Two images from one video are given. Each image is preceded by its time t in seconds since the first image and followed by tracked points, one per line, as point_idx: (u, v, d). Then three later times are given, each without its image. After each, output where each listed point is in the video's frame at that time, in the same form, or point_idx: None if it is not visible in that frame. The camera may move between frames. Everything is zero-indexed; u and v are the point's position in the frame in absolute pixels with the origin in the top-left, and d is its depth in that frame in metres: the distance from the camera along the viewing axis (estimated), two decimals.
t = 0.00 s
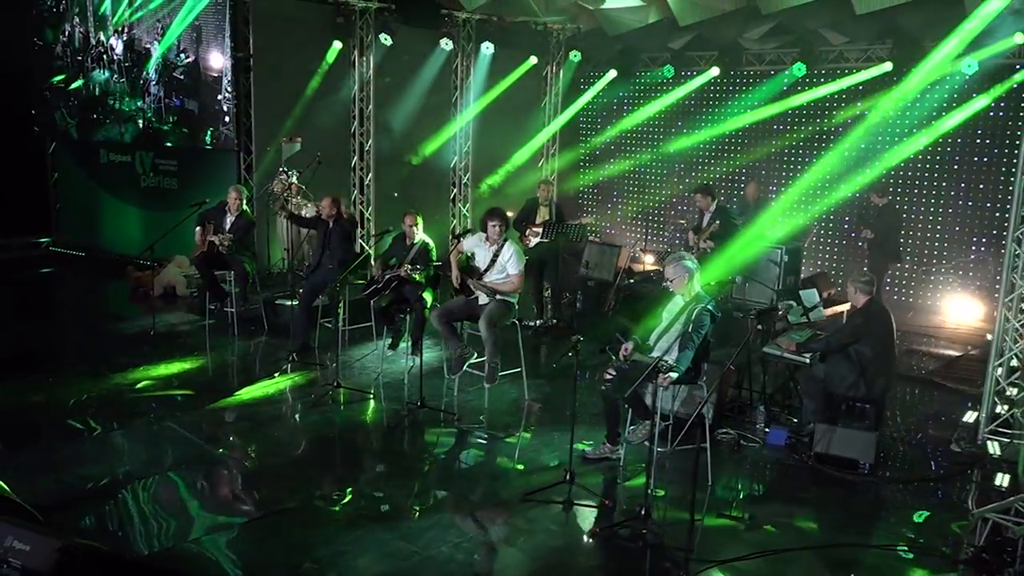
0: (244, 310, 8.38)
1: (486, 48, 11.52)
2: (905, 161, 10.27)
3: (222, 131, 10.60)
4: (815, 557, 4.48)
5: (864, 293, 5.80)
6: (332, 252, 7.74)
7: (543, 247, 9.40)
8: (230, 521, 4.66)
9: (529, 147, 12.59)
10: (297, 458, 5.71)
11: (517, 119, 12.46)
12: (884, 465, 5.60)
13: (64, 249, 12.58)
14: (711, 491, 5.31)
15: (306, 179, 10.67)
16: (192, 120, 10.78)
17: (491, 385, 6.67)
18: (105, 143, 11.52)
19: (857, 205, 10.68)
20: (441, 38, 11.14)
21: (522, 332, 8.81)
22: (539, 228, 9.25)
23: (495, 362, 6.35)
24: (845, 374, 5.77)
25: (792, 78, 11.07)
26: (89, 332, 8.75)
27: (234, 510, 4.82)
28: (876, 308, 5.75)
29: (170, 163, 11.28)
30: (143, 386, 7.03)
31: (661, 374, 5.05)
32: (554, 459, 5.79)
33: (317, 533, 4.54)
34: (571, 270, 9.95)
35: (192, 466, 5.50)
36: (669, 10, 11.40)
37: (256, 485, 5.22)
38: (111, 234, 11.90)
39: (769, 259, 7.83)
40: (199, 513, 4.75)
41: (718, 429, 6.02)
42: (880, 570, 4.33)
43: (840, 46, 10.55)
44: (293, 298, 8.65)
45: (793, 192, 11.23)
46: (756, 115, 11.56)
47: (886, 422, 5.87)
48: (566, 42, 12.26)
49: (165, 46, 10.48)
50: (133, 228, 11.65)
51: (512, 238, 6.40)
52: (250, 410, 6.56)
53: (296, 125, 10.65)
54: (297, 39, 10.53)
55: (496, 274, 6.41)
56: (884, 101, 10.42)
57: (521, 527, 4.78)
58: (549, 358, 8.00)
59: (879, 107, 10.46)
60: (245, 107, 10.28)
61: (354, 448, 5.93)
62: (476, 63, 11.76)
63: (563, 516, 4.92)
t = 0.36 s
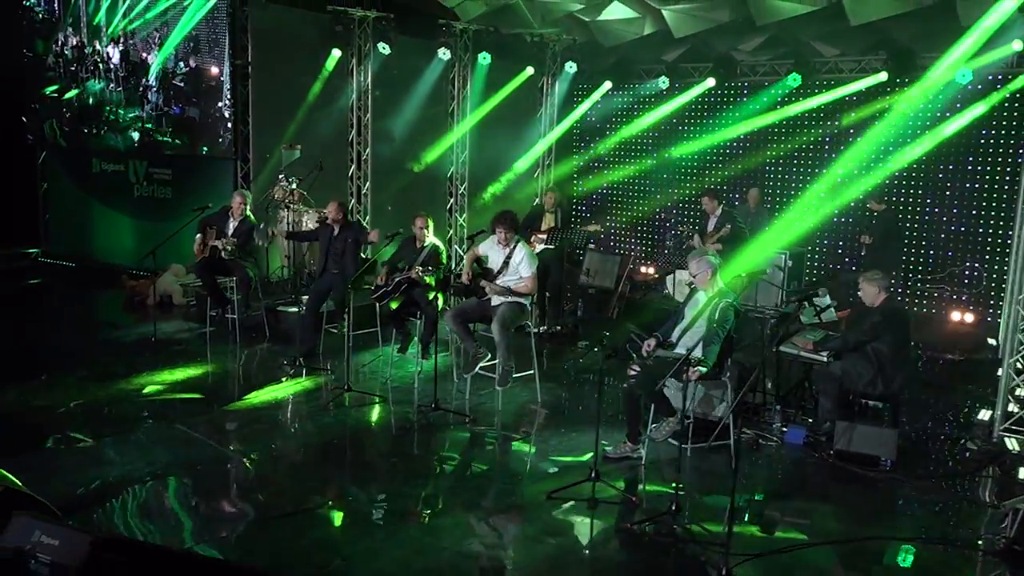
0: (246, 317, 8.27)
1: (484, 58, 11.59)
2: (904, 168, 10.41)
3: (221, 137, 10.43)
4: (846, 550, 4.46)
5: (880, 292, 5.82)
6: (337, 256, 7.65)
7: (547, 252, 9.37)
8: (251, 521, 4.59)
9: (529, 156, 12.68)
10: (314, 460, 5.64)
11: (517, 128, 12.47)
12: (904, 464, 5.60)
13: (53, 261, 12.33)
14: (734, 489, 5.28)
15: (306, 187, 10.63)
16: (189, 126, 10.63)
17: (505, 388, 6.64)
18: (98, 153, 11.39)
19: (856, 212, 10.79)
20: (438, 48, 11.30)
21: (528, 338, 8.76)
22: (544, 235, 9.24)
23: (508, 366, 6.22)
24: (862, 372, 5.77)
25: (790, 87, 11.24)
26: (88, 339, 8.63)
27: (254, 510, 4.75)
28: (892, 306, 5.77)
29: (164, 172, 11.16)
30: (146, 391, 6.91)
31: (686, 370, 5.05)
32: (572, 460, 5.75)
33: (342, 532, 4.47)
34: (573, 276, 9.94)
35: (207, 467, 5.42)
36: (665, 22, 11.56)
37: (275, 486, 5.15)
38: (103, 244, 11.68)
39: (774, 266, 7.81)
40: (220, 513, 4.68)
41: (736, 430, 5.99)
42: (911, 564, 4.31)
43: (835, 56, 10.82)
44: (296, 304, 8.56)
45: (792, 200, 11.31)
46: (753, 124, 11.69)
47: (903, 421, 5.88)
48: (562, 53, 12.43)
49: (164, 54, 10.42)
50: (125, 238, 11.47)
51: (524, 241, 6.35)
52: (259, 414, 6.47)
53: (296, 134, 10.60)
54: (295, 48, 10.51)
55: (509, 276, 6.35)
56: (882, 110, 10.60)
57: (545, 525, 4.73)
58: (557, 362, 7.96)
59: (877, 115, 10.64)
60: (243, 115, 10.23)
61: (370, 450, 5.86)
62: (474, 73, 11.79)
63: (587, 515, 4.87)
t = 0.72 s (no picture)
0: (251, 320, 8.19)
1: (482, 66, 11.62)
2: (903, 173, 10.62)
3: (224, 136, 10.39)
4: (879, 541, 4.47)
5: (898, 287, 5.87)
6: (347, 258, 7.59)
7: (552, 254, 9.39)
8: (283, 517, 4.56)
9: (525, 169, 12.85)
10: (336, 458, 5.60)
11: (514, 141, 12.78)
12: (924, 458, 5.64)
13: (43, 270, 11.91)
14: (760, 482, 5.30)
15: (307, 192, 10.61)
16: (192, 133, 10.67)
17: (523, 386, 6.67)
18: (95, 157, 11.08)
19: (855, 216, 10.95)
20: (437, 55, 11.37)
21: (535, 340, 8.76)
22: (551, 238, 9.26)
23: (526, 364, 6.26)
24: (881, 367, 5.81)
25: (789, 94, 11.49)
26: (91, 343, 8.54)
27: (284, 506, 4.71)
28: (911, 301, 5.81)
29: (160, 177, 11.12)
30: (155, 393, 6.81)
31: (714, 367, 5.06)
32: (595, 456, 5.73)
33: (375, 530, 4.45)
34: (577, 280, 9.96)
35: (229, 464, 5.38)
36: (661, 32, 11.72)
37: (301, 483, 5.11)
38: (94, 251, 11.33)
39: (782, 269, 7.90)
40: (249, 509, 4.64)
41: (755, 424, 6.02)
42: (947, 551, 4.35)
43: (827, 66, 11.14)
44: (302, 307, 8.50)
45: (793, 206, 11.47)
46: (754, 132, 11.91)
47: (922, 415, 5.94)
48: (559, 62, 12.60)
49: (166, 59, 10.41)
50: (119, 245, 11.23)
51: (544, 240, 6.34)
52: (273, 414, 6.40)
53: (298, 140, 10.59)
54: (297, 52, 10.49)
55: (525, 276, 6.34)
56: (880, 117, 10.83)
57: (575, 519, 4.71)
58: (569, 363, 7.95)
59: (876, 122, 10.86)
60: (243, 121, 10.19)
61: (392, 448, 5.83)
62: (472, 81, 11.97)
63: (616, 509, 4.86)
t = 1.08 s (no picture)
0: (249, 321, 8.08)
1: (470, 72, 11.85)
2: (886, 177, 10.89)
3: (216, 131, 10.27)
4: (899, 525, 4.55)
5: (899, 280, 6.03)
6: (350, 257, 7.55)
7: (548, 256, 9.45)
8: (312, 506, 4.53)
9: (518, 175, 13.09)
10: (354, 451, 5.57)
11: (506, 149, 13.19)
12: (932, 448, 5.76)
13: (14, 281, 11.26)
14: (777, 470, 5.38)
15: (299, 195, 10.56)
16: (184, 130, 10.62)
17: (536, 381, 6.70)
18: (76, 160, 10.99)
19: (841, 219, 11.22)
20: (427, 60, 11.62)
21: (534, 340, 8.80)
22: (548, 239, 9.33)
23: (537, 358, 6.31)
24: (886, 358, 5.93)
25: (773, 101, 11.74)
26: (83, 346, 8.40)
27: (311, 495, 4.69)
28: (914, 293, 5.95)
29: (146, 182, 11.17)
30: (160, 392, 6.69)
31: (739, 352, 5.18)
32: (610, 447, 5.75)
33: (406, 517, 4.44)
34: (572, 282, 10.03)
35: (246, 458, 5.33)
36: (647, 39, 11.93)
37: (322, 475, 5.08)
38: (75, 255, 11.17)
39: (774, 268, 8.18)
40: (276, 499, 4.61)
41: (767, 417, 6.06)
42: (968, 530, 4.47)
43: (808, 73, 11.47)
44: (299, 308, 8.41)
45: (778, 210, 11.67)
46: (738, 138, 12.14)
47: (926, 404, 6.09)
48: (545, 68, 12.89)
49: (159, 59, 10.50)
50: (103, 249, 11.19)
51: (553, 236, 6.35)
52: (281, 412, 6.33)
53: (292, 141, 10.50)
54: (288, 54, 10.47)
55: (534, 271, 6.36)
56: (862, 122, 11.08)
57: (603, 507, 4.72)
58: (570, 361, 8.00)
59: (858, 127, 11.12)
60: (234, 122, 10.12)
61: (407, 442, 5.82)
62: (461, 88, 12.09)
63: (640, 497, 4.88)
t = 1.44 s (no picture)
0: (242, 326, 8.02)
1: (453, 82, 12.11)
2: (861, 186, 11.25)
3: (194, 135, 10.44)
4: (910, 513, 4.70)
5: (893, 277, 6.25)
6: (348, 260, 7.56)
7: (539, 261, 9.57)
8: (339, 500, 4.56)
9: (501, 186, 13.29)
10: (367, 450, 5.59)
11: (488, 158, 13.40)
12: (931, 440, 5.93)
13: None
14: (784, 460, 5.53)
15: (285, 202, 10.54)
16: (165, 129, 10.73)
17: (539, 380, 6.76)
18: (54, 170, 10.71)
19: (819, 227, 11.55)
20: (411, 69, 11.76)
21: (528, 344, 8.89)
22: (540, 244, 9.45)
23: (542, 358, 6.37)
24: (882, 353, 6.15)
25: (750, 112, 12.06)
26: (68, 354, 8.24)
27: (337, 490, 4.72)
28: (907, 288, 6.18)
29: (126, 189, 10.74)
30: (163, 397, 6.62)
31: (748, 345, 5.34)
32: (622, 441, 5.83)
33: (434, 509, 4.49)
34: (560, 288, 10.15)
35: (261, 458, 5.32)
36: (625, 52, 12.18)
37: (340, 472, 5.11)
38: (52, 265, 10.89)
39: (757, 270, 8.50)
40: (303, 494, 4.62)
41: (769, 411, 6.18)
42: (976, 514, 4.66)
43: (783, 86, 11.83)
44: (293, 313, 8.39)
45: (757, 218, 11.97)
46: (718, 148, 12.45)
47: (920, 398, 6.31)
48: (526, 80, 13.31)
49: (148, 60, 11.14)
50: (80, 258, 10.83)
51: (556, 236, 6.43)
52: (288, 413, 6.31)
53: (277, 149, 10.51)
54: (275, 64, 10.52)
55: (538, 271, 6.42)
56: (839, 133, 11.44)
57: (623, 498, 4.82)
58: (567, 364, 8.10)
59: (834, 137, 11.49)
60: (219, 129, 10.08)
61: (419, 440, 5.85)
62: (444, 98, 12.32)
63: (660, 487, 4.98)
